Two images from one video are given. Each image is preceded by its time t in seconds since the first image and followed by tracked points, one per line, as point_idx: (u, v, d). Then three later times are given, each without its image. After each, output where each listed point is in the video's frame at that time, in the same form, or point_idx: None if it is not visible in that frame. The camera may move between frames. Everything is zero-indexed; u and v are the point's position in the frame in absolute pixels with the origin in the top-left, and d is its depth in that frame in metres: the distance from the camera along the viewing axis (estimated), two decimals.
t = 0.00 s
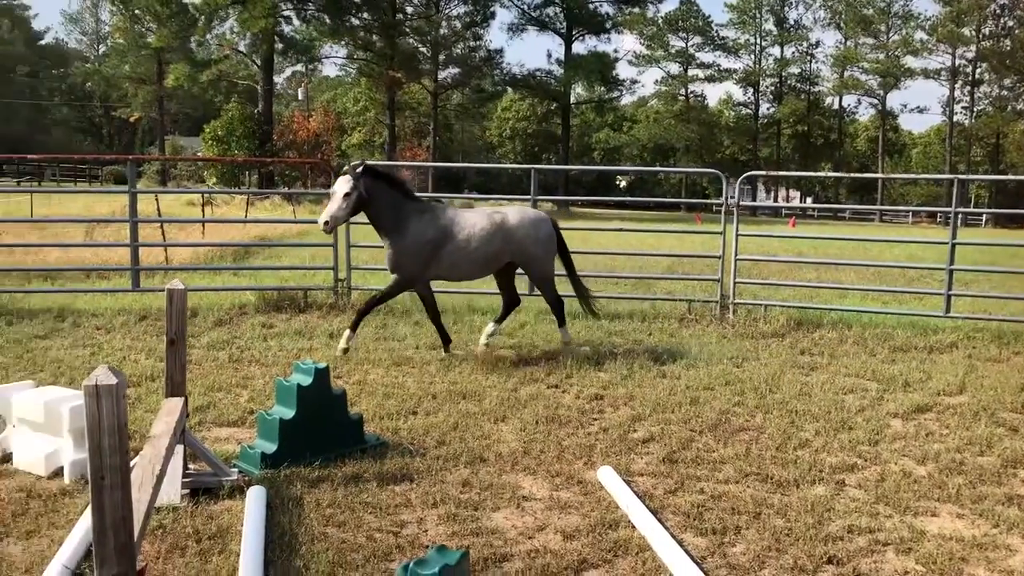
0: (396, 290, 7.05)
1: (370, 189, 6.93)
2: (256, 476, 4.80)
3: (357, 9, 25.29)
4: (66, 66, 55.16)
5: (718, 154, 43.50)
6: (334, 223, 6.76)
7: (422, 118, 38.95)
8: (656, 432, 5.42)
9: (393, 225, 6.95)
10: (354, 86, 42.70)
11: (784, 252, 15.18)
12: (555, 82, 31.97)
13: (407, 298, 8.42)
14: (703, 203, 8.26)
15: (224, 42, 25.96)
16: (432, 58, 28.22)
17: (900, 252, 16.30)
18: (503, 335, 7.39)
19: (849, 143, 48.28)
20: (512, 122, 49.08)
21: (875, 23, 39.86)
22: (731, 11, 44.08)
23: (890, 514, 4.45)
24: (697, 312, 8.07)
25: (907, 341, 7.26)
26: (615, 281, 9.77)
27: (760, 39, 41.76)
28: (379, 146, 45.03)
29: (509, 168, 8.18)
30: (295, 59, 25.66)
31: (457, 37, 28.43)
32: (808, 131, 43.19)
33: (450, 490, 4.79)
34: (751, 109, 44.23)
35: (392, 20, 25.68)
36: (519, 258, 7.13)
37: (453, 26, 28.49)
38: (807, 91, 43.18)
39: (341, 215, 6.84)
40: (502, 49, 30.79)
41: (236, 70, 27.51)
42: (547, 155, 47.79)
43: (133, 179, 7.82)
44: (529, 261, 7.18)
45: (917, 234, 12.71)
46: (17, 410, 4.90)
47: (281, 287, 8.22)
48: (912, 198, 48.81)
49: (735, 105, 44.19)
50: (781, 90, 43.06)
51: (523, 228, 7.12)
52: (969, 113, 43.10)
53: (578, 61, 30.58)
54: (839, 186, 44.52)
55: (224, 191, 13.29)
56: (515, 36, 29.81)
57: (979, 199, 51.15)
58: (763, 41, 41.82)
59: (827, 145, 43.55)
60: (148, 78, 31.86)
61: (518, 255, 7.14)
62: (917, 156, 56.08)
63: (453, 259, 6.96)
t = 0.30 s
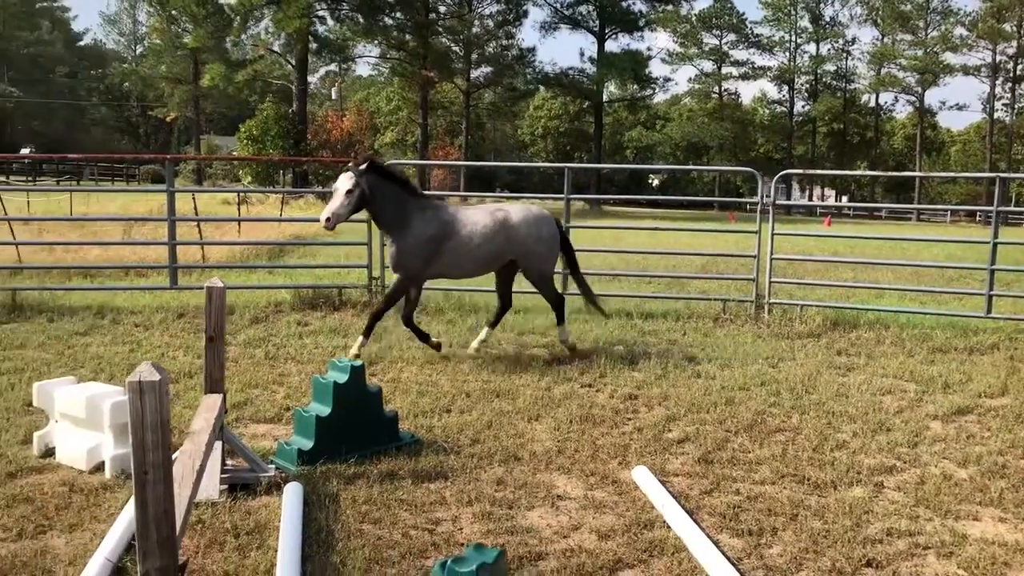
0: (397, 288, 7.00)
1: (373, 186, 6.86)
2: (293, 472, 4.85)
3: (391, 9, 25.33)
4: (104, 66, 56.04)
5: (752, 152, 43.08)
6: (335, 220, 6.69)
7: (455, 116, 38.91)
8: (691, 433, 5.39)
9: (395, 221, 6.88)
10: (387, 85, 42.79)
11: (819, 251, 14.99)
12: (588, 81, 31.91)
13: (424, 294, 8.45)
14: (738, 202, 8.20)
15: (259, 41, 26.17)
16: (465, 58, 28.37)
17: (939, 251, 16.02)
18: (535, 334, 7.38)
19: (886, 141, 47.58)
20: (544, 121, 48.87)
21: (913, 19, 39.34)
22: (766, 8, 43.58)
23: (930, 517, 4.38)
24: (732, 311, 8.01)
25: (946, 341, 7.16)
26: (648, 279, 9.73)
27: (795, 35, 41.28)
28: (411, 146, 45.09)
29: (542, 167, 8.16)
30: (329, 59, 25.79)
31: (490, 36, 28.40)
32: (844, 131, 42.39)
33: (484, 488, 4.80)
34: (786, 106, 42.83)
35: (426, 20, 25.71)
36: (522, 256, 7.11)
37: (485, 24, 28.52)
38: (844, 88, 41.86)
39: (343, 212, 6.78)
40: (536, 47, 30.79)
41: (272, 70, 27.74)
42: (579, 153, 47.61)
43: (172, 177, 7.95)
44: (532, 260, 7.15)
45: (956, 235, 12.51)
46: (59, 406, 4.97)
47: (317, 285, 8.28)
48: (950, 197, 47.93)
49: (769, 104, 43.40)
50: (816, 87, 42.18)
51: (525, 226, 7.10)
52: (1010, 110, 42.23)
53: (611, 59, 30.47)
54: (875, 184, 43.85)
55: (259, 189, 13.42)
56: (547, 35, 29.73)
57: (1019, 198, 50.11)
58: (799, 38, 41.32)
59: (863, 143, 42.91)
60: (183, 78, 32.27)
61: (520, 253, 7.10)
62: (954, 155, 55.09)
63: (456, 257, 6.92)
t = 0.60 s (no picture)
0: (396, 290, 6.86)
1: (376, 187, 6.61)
2: (329, 469, 4.87)
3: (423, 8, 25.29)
4: (140, 67, 56.79)
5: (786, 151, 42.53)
6: (339, 223, 6.41)
7: (487, 115, 38.78)
8: (727, 433, 5.35)
9: (397, 224, 6.69)
10: (418, 84, 42.83)
11: (855, 250, 14.79)
12: (621, 79, 31.71)
13: (457, 292, 8.47)
14: (773, 200, 8.14)
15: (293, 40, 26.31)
16: (497, 56, 28.62)
17: (980, 251, 15.71)
18: (568, 333, 7.35)
19: (924, 138, 46.71)
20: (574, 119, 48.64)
21: (952, 15, 38.67)
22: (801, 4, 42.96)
23: (972, 521, 4.31)
24: (768, 311, 7.93)
25: (988, 343, 7.03)
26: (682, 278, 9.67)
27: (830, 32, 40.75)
28: (442, 145, 45.08)
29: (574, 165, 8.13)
30: (362, 58, 25.85)
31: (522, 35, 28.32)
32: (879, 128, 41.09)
33: (519, 487, 4.79)
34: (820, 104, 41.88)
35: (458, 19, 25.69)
36: (523, 259, 7.07)
37: (518, 23, 28.67)
38: (880, 86, 40.60)
39: (345, 213, 6.50)
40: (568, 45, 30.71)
41: (305, 69, 27.88)
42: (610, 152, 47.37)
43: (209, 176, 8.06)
44: (531, 263, 7.12)
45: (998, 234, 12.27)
46: (100, 402, 5.04)
47: (350, 284, 8.32)
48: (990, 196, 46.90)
49: (803, 101, 42.06)
50: (852, 85, 40.63)
51: (527, 230, 7.06)
52: None
53: (644, 57, 30.26)
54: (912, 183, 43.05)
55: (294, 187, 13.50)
56: (580, 34, 29.62)
57: None
58: (834, 35, 40.71)
59: (901, 141, 42.13)
60: (218, 79, 32.54)
61: (520, 255, 7.07)
62: (993, 153, 54.00)
63: (459, 260, 6.85)
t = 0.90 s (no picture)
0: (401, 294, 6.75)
1: (377, 190, 6.51)
2: (383, 465, 4.91)
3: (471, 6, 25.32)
4: (192, 67, 57.73)
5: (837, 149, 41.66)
6: (341, 228, 6.31)
7: (534, 113, 38.62)
8: (782, 434, 5.28)
9: (400, 228, 6.57)
10: (465, 82, 42.90)
11: (910, 250, 14.50)
12: (670, 76, 31.39)
13: (506, 291, 8.47)
14: (826, 198, 8.02)
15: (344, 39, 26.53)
16: (545, 54, 28.51)
17: None
18: (618, 332, 7.31)
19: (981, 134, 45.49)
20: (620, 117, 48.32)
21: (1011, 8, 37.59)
22: None
23: None
24: (821, 310, 7.82)
25: None
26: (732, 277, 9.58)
27: (882, 26, 39.97)
28: (489, 143, 45.11)
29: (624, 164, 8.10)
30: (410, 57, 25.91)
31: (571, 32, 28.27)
32: (935, 125, 39.86)
33: (572, 485, 4.78)
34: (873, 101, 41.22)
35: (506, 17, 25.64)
36: (525, 261, 6.97)
37: (566, 21, 28.58)
38: (935, 82, 39.54)
39: (346, 218, 6.39)
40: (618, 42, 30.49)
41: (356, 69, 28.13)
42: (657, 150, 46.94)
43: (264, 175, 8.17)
44: (534, 265, 7.03)
45: None
46: (161, 397, 5.14)
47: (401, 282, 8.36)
48: None
49: (856, 98, 41.34)
50: (906, 82, 39.84)
51: (530, 231, 6.97)
52: None
53: (695, 54, 29.89)
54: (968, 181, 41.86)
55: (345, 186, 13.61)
56: (629, 31, 29.42)
57: None
58: (888, 30, 39.81)
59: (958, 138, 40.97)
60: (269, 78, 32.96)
61: (524, 257, 6.98)
62: None
63: (464, 263, 6.74)
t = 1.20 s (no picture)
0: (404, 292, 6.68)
1: (377, 188, 6.39)
2: (420, 462, 4.93)
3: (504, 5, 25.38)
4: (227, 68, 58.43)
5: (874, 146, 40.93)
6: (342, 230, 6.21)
7: (567, 112, 38.66)
8: (821, 435, 5.22)
9: (403, 227, 6.48)
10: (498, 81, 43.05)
11: (949, 249, 14.25)
12: (704, 74, 31.21)
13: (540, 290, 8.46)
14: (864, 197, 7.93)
15: (378, 39, 26.75)
16: (577, 53, 28.44)
17: None
18: (652, 331, 7.27)
19: None
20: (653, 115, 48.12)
21: None
22: None
23: None
24: (860, 310, 7.73)
25: None
26: (768, 277, 9.51)
27: (922, 23, 39.07)
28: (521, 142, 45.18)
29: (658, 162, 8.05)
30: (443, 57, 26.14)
31: (604, 31, 28.20)
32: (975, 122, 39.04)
33: (609, 485, 4.76)
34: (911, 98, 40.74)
35: (539, 16, 25.64)
36: (529, 254, 6.95)
37: (599, 19, 28.18)
38: (975, 79, 38.87)
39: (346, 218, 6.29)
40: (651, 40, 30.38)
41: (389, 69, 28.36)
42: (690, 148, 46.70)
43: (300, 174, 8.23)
44: (538, 258, 7.01)
45: None
46: (201, 394, 5.19)
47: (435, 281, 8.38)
48: None
49: (893, 95, 40.83)
50: (945, 78, 39.26)
51: (533, 223, 6.93)
52: None
53: (729, 51, 29.59)
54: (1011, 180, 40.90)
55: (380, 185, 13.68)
56: (662, 28, 29.20)
57: None
58: (927, 26, 39.18)
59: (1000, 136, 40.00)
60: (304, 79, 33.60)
61: (527, 250, 6.95)
62: None
63: (467, 258, 6.69)
